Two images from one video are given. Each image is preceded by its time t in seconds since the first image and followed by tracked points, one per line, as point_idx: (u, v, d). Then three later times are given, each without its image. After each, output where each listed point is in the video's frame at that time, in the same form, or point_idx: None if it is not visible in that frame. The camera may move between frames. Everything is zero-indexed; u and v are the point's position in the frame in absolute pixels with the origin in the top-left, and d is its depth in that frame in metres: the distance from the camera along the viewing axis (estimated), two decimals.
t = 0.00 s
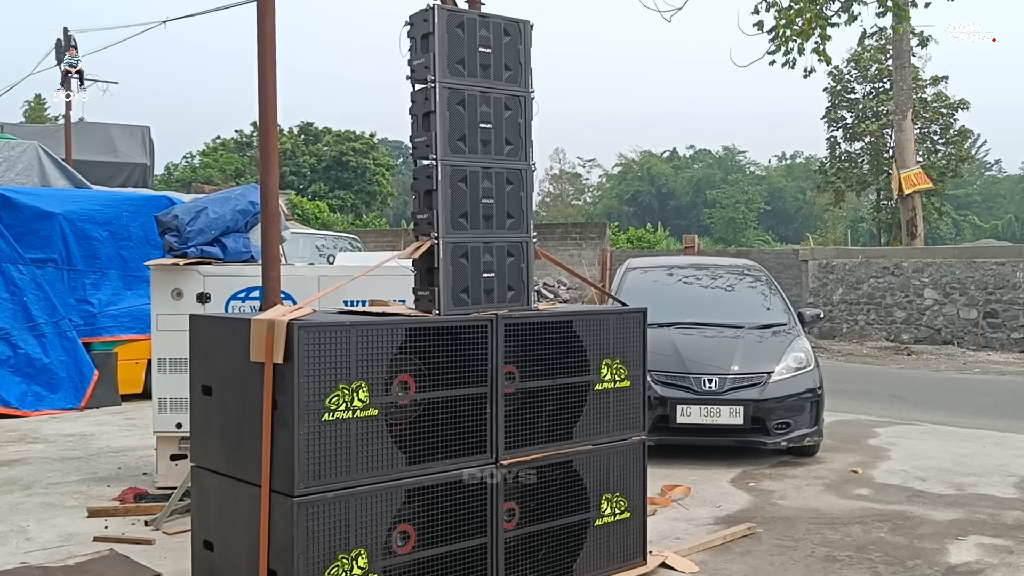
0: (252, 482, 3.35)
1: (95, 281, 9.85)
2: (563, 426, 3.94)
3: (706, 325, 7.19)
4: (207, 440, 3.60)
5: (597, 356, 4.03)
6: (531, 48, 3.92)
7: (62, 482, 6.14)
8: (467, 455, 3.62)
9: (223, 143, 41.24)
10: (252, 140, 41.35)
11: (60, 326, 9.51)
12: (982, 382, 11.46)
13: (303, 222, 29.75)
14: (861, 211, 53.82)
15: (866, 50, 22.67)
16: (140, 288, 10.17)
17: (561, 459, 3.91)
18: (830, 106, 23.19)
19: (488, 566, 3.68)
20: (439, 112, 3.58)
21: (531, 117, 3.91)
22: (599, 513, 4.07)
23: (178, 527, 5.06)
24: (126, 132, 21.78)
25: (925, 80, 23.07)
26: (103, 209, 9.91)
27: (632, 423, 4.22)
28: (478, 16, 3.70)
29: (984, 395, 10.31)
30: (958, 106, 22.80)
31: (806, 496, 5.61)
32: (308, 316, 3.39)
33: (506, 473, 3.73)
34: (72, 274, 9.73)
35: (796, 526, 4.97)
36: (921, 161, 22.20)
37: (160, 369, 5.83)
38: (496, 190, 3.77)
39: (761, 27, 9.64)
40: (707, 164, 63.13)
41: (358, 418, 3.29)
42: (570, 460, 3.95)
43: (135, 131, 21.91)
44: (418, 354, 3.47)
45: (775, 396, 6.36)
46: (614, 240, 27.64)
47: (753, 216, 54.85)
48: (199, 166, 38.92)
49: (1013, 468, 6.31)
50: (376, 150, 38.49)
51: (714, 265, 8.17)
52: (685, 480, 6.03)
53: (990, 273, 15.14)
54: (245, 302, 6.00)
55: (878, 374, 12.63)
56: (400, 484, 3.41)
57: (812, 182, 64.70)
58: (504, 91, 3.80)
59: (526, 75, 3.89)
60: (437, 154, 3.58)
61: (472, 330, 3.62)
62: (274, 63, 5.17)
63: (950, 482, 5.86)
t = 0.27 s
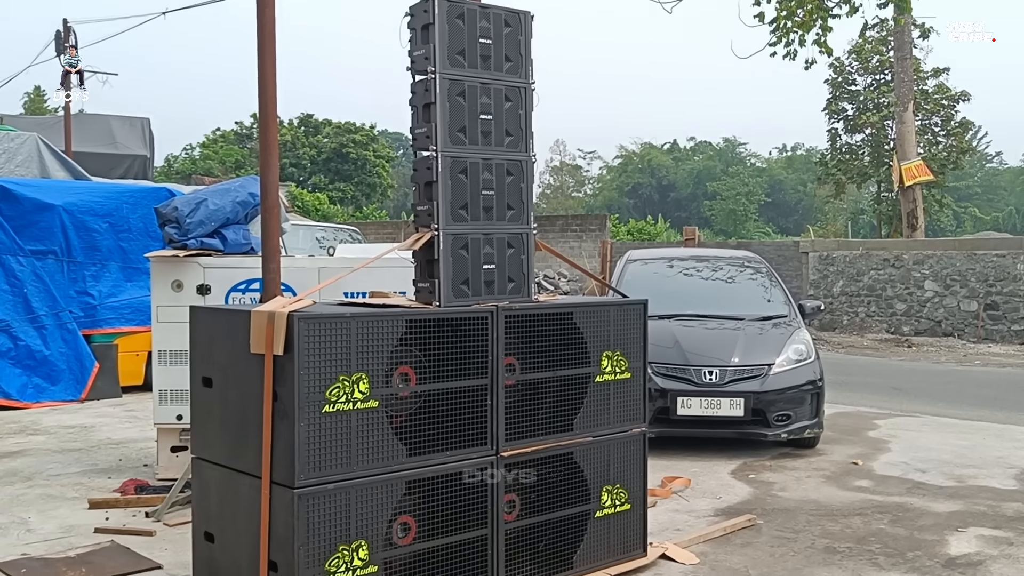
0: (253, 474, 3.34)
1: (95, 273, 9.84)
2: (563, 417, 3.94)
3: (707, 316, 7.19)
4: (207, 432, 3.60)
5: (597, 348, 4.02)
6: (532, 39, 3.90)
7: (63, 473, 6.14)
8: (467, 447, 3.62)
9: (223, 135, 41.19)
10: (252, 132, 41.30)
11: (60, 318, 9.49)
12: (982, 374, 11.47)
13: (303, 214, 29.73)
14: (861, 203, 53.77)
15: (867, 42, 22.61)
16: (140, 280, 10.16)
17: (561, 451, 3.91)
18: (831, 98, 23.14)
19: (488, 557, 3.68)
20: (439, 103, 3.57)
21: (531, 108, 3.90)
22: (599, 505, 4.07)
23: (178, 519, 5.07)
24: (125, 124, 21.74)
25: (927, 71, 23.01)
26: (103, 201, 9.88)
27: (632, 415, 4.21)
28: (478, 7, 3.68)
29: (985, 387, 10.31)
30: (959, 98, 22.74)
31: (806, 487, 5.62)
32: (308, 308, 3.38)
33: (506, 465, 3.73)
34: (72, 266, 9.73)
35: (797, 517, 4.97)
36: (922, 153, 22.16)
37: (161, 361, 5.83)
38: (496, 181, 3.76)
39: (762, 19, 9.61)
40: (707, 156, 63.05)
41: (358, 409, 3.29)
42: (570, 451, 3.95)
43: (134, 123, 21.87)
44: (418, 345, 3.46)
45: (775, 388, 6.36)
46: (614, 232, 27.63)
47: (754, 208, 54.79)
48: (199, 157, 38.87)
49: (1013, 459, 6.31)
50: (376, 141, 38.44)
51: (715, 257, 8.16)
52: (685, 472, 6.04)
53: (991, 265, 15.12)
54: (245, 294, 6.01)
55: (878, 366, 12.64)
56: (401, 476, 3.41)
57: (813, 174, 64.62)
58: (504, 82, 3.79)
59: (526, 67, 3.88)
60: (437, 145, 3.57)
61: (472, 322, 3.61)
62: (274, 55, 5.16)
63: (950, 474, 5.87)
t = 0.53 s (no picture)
0: (253, 460, 3.35)
1: (95, 259, 9.84)
2: (563, 404, 3.94)
3: (707, 303, 7.18)
4: (207, 418, 3.60)
5: (597, 335, 4.02)
6: (532, 24, 3.88)
7: (64, 460, 6.15)
8: (467, 433, 3.62)
9: (222, 121, 41.10)
10: (252, 118, 41.22)
11: (60, 304, 9.48)
12: (983, 361, 11.47)
13: (303, 200, 29.69)
14: (862, 190, 53.69)
15: (869, 27, 22.51)
16: (140, 266, 10.15)
17: (560, 437, 3.92)
18: (832, 84, 23.06)
19: (488, 543, 3.69)
20: (439, 88, 3.55)
21: (531, 93, 3.88)
22: (599, 491, 4.08)
23: (179, 505, 5.08)
24: (124, 110, 21.68)
25: (928, 57, 22.93)
26: (102, 187, 9.87)
27: (632, 401, 4.21)
28: None
29: (985, 374, 10.31)
30: (961, 84, 22.67)
31: (805, 474, 5.63)
32: (308, 294, 3.37)
33: (506, 451, 3.74)
34: (72, 252, 9.71)
35: (796, 504, 4.98)
36: (924, 139, 22.09)
37: (161, 348, 5.83)
38: (496, 167, 3.75)
39: (763, 4, 9.57)
40: (708, 142, 62.90)
41: (358, 396, 3.29)
42: (570, 438, 3.95)
43: (134, 108, 21.83)
44: (418, 332, 3.46)
45: (775, 374, 6.36)
46: (614, 218, 27.61)
47: (754, 195, 54.70)
48: (199, 143, 38.78)
49: (1013, 446, 6.32)
50: (376, 127, 38.36)
51: (715, 243, 8.14)
52: (685, 458, 6.05)
53: (991, 251, 15.10)
54: (245, 280, 6.00)
55: (879, 352, 12.64)
56: (401, 462, 3.41)
57: (814, 160, 64.48)
58: (504, 68, 3.77)
59: (526, 52, 3.86)
60: (437, 131, 3.56)
61: (472, 308, 3.61)
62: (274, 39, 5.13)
63: (949, 460, 5.88)
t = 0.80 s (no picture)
0: (253, 451, 3.34)
1: (94, 250, 9.83)
2: (563, 394, 3.94)
3: (707, 294, 7.17)
4: (207, 409, 3.59)
5: (597, 325, 4.02)
6: (532, 13, 3.86)
7: (64, 450, 6.16)
8: (467, 424, 3.62)
9: (222, 111, 41.01)
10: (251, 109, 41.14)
11: (60, 295, 9.49)
12: (983, 352, 11.47)
13: (303, 190, 29.65)
14: (863, 181, 53.63)
15: (870, 18, 22.44)
16: (140, 257, 10.14)
17: (560, 428, 3.91)
18: (833, 74, 23.00)
19: (488, 534, 3.69)
20: (439, 78, 3.54)
21: (532, 84, 3.87)
22: (598, 482, 4.08)
23: (179, 496, 5.09)
24: (124, 100, 21.63)
25: (929, 47, 22.86)
26: (101, 178, 9.86)
27: (632, 392, 4.21)
28: None
29: (985, 365, 10.31)
30: (962, 74, 22.61)
31: (805, 464, 5.63)
32: (308, 284, 3.37)
33: (506, 442, 3.73)
34: (71, 243, 9.70)
35: (796, 494, 4.99)
36: (925, 130, 22.04)
37: (161, 339, 5.83)
38: (496, 158, 3.73)
39: None
40: (709, 133, 62.79)
41: (358, 387, 3.28)
42: (570, 429, 3.95)
43: (134, 99, 21.80)
44: (418, 323, 3.45)
45: (775, 365, 6.36)
46: (614, 209, 27.59)
47: (755, 185, 54.62)
48: (198, 134, 38.70)
49: (1013, 437, 6.32)
50: (376, 118, 38.28)
51: (715, 234, 8.13)
52: (685, 449, 6.05)
53: (992, 242, 15.09)
54: (245, 271, 5.99)
55: (879, 344, 12.63)
56: (401, 453, 3.41)
57: (814, 151, 64.37)
58: (504, 58, 3.75)
59: (526, 42, 3.84)
60: (437, 121, 3.54)
61: (472, 299, 3.60)
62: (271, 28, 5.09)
63: (949, 451, 5.88)
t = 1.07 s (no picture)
0: (253, 446, 3.34)
1: (94, 244, 9.82)
2: (564, 389, 3.93)
3: (708, 288, 7.17)
4: (207, 404, 3.59)
5: (597, 320, 4.01)
6: (532, 7, 3.85)
7: (64, 445, 6.16)
8: (467, 419, 3.61)
9: (222, 105, 40.96)
10: (252, 102, 41.09)
11: (60, 289, 9.48)
12: (983, 346, 11.48)
13: (303, 184, 29.62)
14: (863, 174, 53.60)
15: (871, 11, 22.38)
16: (139, 251, 10.13)
17: (561, 424, 3.91)
18: (834, 68, 22.96)
19: (488, 530, 3.69)
20: (439, 73, 3.53)
21: (532, 78, 3.85)
22: (599, 477, 4.07)
23: (179, 490, 5.09)
24: (123, 95, 21.60)
25: (930, 41, 22.82)
26: (101, 172, 9.85)
27: (632, 387, 4.21)
28: None
29: (985, 358, 10.32)
30: (963, 67, 22.58)
31: (805, 459, 5.63)
32: (307, 280, 3.36)
33: (506, 437, 3.73)
34: (71, 237, 9.69)
35: (796, 489, 4.99)
36: (926, 123, 22.01)
37: (161, 333, 5.82)
38: (496, 152, 3.72)
39: None
40: (709, 126, 62.71)
41: (358, 382, 3.28)
42: (570, 424, 3.95)
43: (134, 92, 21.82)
44: (418, 318, 3.45)
45: (776, 359, 6.36)
46: (615, 203, 27.57)
47: (756, 179, 54.58)
48: (198, 127, 38.64)
49: (1013, 431, 6.32)
50: (376, 112, 38.22)
51: (715, 228, 8.12)
52: (686, 444, 6.05)
53: (992, 236, 15.08)
54: (245, 265, 5.99)
55: (880, 337, 12.64)
56: (401, 448, 3.41)
57: (815, 144, 64.31)
58: (504, 52, 3.73)
59: (526, 36, 3.83)
60: (437, 116, 3.53)
61: (472, 294, 3.59)
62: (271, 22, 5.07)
63: (949, 446, 5.88)
